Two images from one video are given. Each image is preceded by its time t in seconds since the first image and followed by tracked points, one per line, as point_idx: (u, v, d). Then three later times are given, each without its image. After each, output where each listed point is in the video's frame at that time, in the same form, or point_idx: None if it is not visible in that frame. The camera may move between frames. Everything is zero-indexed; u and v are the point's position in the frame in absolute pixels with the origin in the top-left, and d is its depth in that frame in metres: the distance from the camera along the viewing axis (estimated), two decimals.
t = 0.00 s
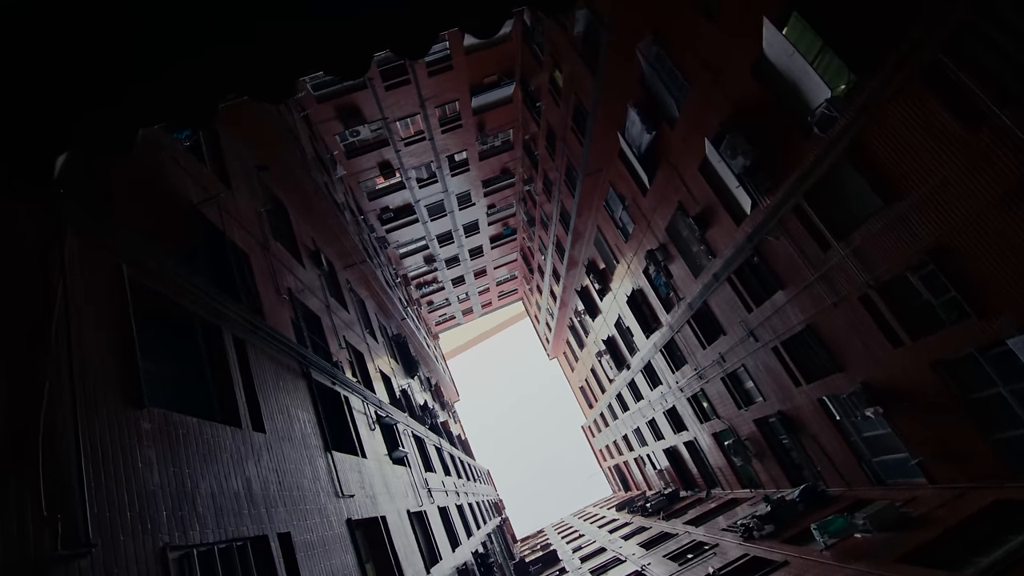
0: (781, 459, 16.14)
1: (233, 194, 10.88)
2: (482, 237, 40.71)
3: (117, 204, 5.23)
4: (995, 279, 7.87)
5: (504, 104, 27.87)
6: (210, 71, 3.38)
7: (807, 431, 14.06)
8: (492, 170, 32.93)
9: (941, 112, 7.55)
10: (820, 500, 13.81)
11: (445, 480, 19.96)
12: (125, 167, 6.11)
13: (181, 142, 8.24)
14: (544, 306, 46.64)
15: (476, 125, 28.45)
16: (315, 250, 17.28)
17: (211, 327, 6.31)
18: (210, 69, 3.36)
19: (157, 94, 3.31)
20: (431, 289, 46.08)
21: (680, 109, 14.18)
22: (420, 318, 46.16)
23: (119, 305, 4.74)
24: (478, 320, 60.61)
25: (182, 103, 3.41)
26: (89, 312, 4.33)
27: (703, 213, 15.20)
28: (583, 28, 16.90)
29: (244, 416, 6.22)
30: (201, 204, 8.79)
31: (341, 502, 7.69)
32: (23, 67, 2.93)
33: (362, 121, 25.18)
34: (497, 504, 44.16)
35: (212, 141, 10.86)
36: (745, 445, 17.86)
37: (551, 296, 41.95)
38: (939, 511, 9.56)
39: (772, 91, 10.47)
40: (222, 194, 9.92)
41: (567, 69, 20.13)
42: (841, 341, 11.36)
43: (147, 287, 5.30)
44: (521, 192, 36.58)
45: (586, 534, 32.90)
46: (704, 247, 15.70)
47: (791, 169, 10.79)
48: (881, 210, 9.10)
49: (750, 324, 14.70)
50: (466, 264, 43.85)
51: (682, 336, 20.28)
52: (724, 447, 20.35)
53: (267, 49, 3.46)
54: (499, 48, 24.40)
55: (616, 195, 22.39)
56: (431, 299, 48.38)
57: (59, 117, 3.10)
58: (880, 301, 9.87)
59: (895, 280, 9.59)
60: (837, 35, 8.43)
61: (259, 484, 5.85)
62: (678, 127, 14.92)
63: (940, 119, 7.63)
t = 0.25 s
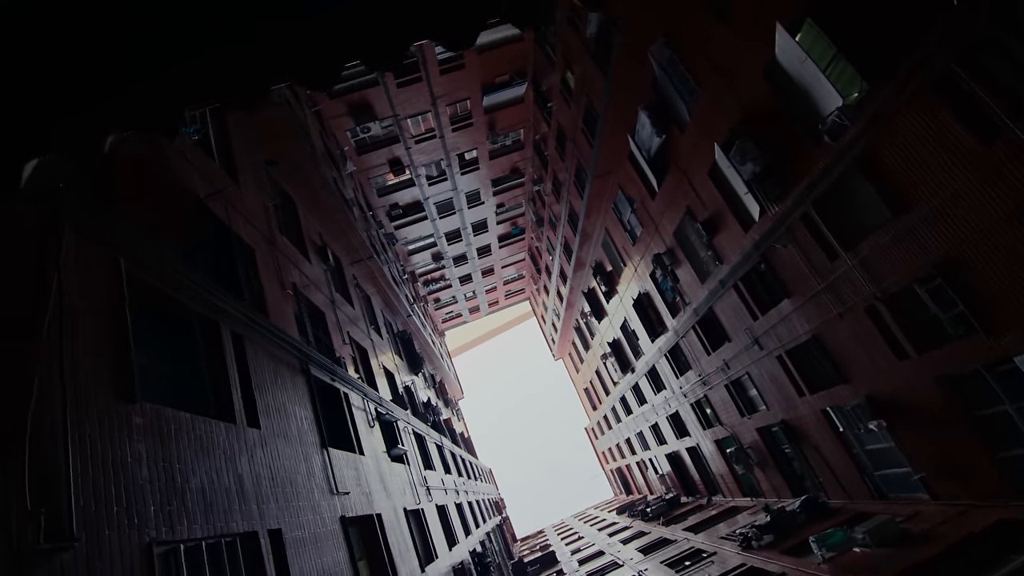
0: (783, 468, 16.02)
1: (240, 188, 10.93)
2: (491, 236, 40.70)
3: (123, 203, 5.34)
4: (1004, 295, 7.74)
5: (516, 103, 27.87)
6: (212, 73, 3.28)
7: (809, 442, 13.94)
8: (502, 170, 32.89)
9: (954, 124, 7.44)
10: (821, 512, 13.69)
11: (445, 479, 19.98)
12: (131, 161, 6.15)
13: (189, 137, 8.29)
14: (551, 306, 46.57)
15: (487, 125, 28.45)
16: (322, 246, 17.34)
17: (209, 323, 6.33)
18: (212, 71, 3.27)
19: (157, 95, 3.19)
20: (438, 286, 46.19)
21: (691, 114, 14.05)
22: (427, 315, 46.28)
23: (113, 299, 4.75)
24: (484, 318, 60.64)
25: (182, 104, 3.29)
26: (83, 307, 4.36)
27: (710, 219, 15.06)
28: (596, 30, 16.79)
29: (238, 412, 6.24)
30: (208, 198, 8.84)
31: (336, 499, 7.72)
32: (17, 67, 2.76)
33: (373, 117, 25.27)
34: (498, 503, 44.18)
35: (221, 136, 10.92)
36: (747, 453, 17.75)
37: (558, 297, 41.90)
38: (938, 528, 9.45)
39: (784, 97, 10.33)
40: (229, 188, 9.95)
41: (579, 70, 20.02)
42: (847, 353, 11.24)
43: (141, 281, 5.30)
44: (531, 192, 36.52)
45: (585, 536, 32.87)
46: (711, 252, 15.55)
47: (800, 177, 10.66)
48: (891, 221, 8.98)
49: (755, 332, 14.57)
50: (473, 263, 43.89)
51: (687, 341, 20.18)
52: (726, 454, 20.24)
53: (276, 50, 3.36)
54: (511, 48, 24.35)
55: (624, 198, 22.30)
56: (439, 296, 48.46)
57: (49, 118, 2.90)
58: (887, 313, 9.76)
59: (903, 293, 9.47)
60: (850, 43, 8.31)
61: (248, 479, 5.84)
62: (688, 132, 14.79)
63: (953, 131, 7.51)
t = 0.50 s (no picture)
0: (785, 479, 15.87)
1: (248, 184, 10.99)
2: (499, 236, 40.69)
3: (132, 205, 5.45)
4: (1014, 312, 7.60)
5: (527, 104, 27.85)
6: (203, 75, 3.02)
7: (812, 453, 13.79)
8: (512, 170, 32.87)
9: (966, 137, 7.32)
10: (822, 525, 13.54)
11: (445, 477, 20.03)
12: (141, 156, 6.23)
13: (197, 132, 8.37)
14: (558, 308, 46.45)
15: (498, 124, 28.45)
16: (330, 242, 17.42)
17: (207, 319, 6.43)
18: (202, 73, 3.01)
19: (148, 97, 2.96)
20: (445, 284, 46.32)
21: (701, 119, 13.95)
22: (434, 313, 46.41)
23: (111, 293, 4.82)
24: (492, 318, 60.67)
25: (179, 107, 3.06)
26: (78, 300, 4.38)
27: (719, 225, 14.94)
28: (608, 32, 16.73)
29: (234, 408, 6.30)
30: (215, 193, 8.91)
31: (331, 497, 7.77)
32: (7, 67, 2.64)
33: (385, 115, 25.38)
34: (499, 502, 44.16)
35: (231, 132, 11.01)
36: (750, 462, 17.61)
37: (565, 299, 41.84)
38: (940, 546, 9.30)
39: (796, 105, 10.20)
40: (237, 184, 10.03)
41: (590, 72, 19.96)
42: (853, 365, 11.10)
43: (140, 276, 5.37)
44: (540, 193, 36.47)
45: (585, 539, 32.83)
46: (718, 259, 15.42)
47: (809, 186, 10.54)
48: (900, 234, 8.86)
49: (760, 340, 14.42)
50: (481, 262, 43.93)
51: (693, 347, 20.06)
52: (729, 463, 20.09)
53: (261, 51, 3.07)
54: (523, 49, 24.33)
55: (633, 202, 22.20)
56: (446, 294, 48.55)
57: (44, 120, 2.79)
58: (895, 327, 9.63)
59: (911, 307, 9.34)
60: (863, 52, 8.19)
61: (242, 476, 5.89)
62: (698, 136, 14.68)
63: (964, 143, 7.40)
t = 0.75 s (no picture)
0: (788, 489, 15.70)
1: (256, 179, 11.05)
2: (508, 236, 40.69)
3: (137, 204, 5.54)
4: None
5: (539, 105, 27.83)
6: (206, 80, 2.92)
7: (816, 465, 13.64)
8: (523, 170, 32.84)
9: (980, 149, 7.19)
10: (824, 538, 13.38)
11: (447, 477, 20.05)
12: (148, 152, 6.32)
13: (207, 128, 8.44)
14: (565, 309, 46.34)
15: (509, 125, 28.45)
16: (339, 238, 17.51)
17: (207, 315, 6.55)
18: (202, 78, 2.91)
19: (147, 98, 2.87)
20: (454, 283, 46.40)
21: (712, 124, 13.83)
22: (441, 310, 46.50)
23: (111, 287, 4.92)
24: (499, 317, 60.66)
25: (178, 110, 2.96)
26: (75, 297, 4.45)
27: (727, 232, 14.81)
28: (621, 34, 16.65)
29: (231, 405, 6.36)
30: (223, 188, 8.99)
31: (327, 495, 7.81)
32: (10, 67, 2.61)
33: (397, 112, 25.48)
34: (501, 502, 44.16)
35: (242, 128, 11.11)
36: (753, 471, 17.46)
37: (573, 300, 41.74)
38: (942, 564, 9.17)
39: (807, 112, 10.08)
40: (245, 179, 10.11)
41: (603, 74, 19.88)
42: (859, 378, 10.96)
43: (138, 271, 5.45)
44: (551, 194, 36.40)
45: (585, 542, 32.74)
46: (726, 265, 15.29)
47: (818, 195, 10.41)
48: (910, 246, 8.73)
49: (766, 349, 14.28)
50: (490, 261, 43.95)
51: (698, 354, 19.93)
52: (732, 471, 19.93)
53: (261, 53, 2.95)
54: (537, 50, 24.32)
55: (643, 205, 22.09)
56: (454, 292, 48.63)
57: (45, 122, 2.77)
58: (902, 341, 9.50)
59: (919, 321, 9.21)
60: (876, 61, 8.08)
61: (238, 472, 5.96)
62: (709, 142, 14.56)
63: (977, 156, 7.29)
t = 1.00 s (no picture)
0: (791, 500, 15.56)
1: (265, 174, 11.15)
2: (518, 236, 40.69)
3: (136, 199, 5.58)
4: None
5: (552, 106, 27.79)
6: (206, 80, 2.98)
7: (819, 476, 13.50)
8: (533, 171, 32.81)
9: (992, 163, 7.07)
10: (825, 550, 13.25)
11: (448, 475, 20.10)
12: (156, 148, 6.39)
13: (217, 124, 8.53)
14: (573, 311, 46.24)
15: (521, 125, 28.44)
16: (347, 235, 17.59)
17: (209, 312, 6.61)
18: (203, 78, 2.96)
19: (148, 98, 2.89)
20: (462, 281, 46.46)
21: (723, 129, 13.72)
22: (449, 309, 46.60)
23: (112, 283, 4.99)
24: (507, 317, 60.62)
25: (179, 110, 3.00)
26: (73, 293, 4.50)
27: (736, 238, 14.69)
28: (635, 37, 16.56)
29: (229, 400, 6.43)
30: (232, 184, 9.07)
31: (323, 491, 7.87)
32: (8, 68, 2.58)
33: (409, 111, 25.56)
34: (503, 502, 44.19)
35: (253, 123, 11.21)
36: (755, 481, 17.32)
37: (580, 302, 41.64)
38: None
39: (818, 121, 9.96)
40: (254, 175, 10.19)
41: (615, 77, 19.79)
42: (865, 390, 10.83)
43: (140, 266, 5.53)
44: (561, 195, 36.33)
45: (586, 545, 32.67)
46: (734, 272, 15.16)
47: (827, 205, 10.30)
48: (919, 259, 8.61)
49: (772, 358, 14.16)
50: (499, 261, 43.95)
51: (704, 360, 19.79)
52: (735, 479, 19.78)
53: (261, 54, 3.05)
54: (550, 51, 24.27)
55: (652, 209, 21.96)
56: (462, 291, 48.70)
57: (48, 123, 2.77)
58: (909, 354, 9.38)
59: (927, 335, 9.08)
60: (891, 71, 7.97)
61: (234, 468, 6.05)
62: (720, 147, 14.45)
63: (990, 170, 7.16)
